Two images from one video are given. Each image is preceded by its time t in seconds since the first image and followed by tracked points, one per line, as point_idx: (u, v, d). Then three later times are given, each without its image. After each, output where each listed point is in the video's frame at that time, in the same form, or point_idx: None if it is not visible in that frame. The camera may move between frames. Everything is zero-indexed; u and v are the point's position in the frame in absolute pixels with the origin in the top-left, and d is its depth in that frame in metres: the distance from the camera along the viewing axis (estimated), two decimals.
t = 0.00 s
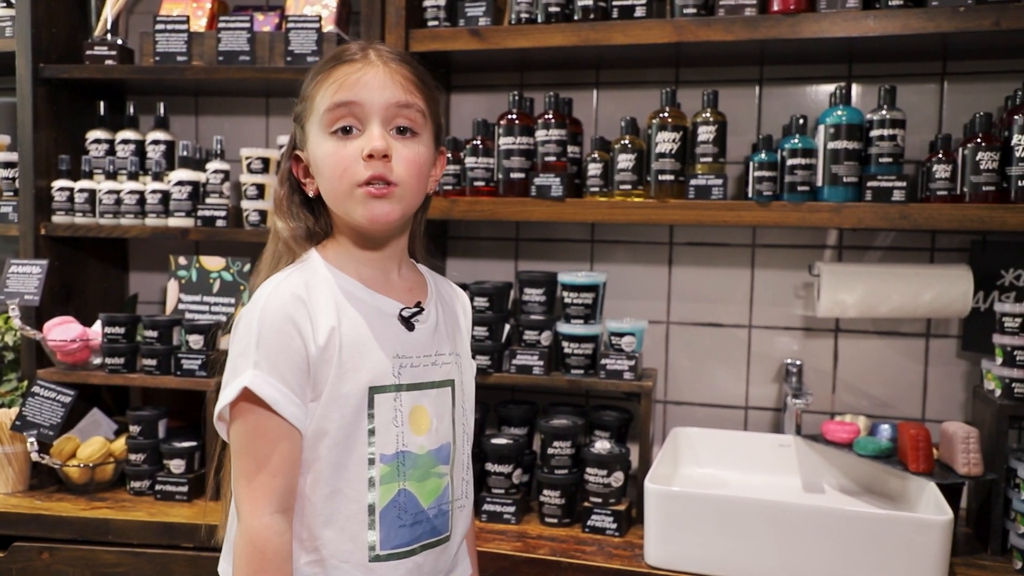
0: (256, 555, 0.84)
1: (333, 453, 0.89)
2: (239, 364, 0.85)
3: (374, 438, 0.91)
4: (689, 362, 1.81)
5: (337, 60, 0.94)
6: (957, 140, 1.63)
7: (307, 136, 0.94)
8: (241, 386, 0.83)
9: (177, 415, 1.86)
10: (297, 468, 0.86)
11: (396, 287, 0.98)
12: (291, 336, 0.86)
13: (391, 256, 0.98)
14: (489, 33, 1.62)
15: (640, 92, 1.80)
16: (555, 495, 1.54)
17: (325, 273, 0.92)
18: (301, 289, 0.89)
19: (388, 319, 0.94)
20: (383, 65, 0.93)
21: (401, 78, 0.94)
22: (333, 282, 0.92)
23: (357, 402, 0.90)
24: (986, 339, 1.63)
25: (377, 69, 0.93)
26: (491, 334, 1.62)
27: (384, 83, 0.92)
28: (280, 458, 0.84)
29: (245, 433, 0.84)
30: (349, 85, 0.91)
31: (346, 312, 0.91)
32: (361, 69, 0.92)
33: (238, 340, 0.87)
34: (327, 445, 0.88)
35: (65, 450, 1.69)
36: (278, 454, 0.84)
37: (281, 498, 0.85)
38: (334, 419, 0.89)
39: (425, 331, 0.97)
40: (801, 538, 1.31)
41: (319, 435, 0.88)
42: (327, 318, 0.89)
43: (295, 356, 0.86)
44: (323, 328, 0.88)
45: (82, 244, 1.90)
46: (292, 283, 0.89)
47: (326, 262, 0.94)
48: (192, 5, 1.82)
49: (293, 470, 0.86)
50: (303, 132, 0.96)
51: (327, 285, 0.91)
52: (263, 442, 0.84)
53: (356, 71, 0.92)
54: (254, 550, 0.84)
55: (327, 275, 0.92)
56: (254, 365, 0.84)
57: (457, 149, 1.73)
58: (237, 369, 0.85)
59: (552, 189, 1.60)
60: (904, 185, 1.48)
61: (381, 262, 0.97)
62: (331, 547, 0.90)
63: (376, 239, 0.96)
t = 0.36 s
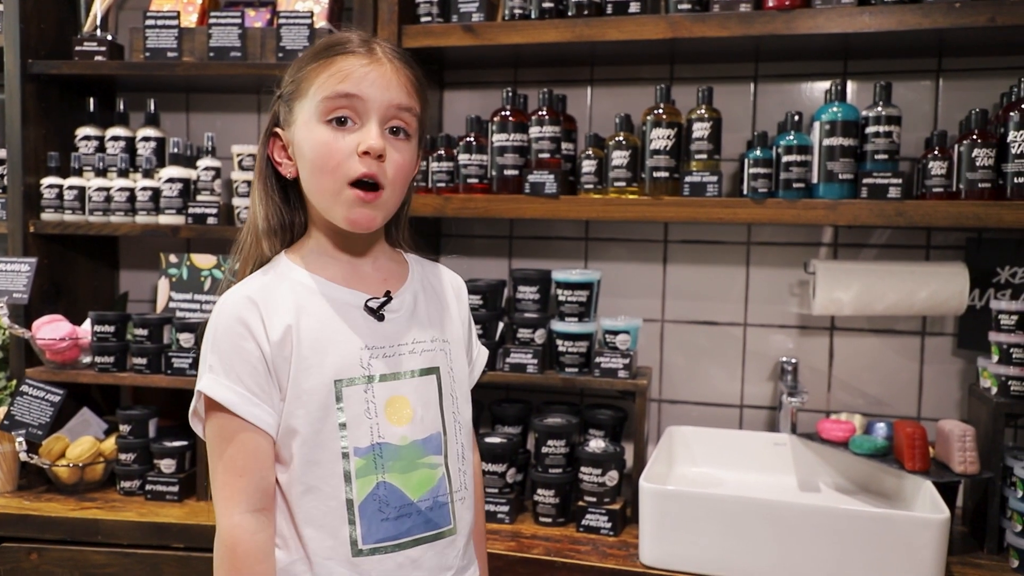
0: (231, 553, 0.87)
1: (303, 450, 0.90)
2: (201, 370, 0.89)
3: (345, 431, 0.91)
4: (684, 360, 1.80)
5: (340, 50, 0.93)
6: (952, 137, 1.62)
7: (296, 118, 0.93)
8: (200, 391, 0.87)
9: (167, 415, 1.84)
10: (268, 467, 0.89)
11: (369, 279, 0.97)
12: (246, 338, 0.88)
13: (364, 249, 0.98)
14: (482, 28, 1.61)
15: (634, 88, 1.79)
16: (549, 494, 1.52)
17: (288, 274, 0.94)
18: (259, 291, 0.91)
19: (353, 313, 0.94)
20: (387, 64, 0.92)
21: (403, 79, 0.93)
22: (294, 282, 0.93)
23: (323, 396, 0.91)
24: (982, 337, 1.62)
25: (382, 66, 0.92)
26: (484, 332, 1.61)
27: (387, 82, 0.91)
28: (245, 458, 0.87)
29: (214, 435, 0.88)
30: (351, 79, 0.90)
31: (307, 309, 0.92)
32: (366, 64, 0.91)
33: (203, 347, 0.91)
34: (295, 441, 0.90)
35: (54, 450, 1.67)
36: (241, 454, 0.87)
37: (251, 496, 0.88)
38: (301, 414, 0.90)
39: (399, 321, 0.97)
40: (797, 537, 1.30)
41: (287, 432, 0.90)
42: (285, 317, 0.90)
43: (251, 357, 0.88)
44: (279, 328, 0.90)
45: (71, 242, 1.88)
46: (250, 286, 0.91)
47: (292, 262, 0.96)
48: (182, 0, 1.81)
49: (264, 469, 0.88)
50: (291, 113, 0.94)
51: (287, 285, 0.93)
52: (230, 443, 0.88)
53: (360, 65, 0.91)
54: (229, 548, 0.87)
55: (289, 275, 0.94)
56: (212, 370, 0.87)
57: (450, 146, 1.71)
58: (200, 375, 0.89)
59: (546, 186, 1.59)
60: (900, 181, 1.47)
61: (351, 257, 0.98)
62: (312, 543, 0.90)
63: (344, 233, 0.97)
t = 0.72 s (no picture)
0: (216, 556, 0.85)
1: (295, 454, 0.88)
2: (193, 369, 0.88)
3: (337, 436, 0.89)
4: (684, 361, 1.78)
5: (334, 45, 0.91)
6: (956, 135, 1.61)
7: (290, 118, 0.91)
8: (191, 391, 0.86)
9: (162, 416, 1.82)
10: (257, 469, 0.87)
11: (367, 280, 0.95)
12: (238, 339, 0.87)
13: (363, 249, 0.96)
14: (481, 25, 1.59)
15: (634, 86, 1.77)
16: (549, 497, 1.51)
17: (283, 273, 0.92)
18: (253, 290, 0.89)
19: (348, 315, 0.92)
20: (382, 58, 0.91)
21: (399, 74, 0.91)
22: (289, 281, 0.92)
23: (316, 400, 0.89)
24: (987, 338, 1.60)
25: (376, 62, 0.90)
26: (483, 333, 1.59)
27: (381, 77, 0.89)
28: (233, 460, 0.86)
29: (203, 436, 0.87)
30: (345, 75, 0.88)
31: (301, 310, 0.90)
32: (360, 59, 0.90)
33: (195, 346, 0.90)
34: (287, 445, 0.88)
35: (48, 453, 1.64)
36: (230, 456, 0.86)
37: (238, 500, 0.86)
38: (293, 418, 0.88)
39: (396, 324, 0.94)
40: (800, 540, 1.28)
41: (278, 435, 0.88)
42: (279, 318, 0.89)
43: (244, 358, 0.87)
44: (273, 329, 0.88)
45: (65, 241, 1.86)
46: (244, 285, 0.90)
47: (290, 263, 0.94)
48: None
49: (253, 472, 0.87)
50: (285, 112, 0.92)
51: (282, 285, 0.91)
52: (219, 445, 0.86)
53: (354, 60, 0.89)
54: (215, 552, 0.85)
55: (283, 275, 0.92)
56: (202, 371, 0.86)
57: (449, 144, 1.69)
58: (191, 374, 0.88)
59: (545, 185, 1.57)
60: (904, 180, 1.45)
61: (349, 258, 0.95)
62: (302, 549, 0.88)
63: (344, 234, 0.94)
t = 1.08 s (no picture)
0: (207, 565, 0.82)
1: (290, 463, 0.86)
2: (185, 372, 0.84)
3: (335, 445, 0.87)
4: (684, 364, 1.77)
5: (325, 52, 0.89)
6: (960, 135, 1.59)
7: (281, 130, 0.89)
8: (182, 396, 0.82)
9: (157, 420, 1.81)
10: (248, 477, 0.85)
11: (362, 288, 0.94)
12: (236, 344, 0.84)
13: (356, 257, 0.95)
14: (479, 24, 1.57)
15: (634, 85, 1.75)
16: (548, 502, 1.49)
17: (279, 277, 0.90)
18: (251, 294, 0.87)
19: (346, 321, 0.90)
20: (374, 66, 0.88)
21: (391, 81, 0.89)
22: (285, 286, 0.89)
23: (313, 408, 0.87)
24: (990, 341, 1.59)
25: (366, 69, 0.88)
26: (481, 335, 1.57)
27: (373, 86, 0.87)
28: (226, 466, 0.83)
29: (192, 442, 0.83)
30: (336, 85, 0.86)
31: (299, 316, 0.88)
32: (351, 68, 0.87)
33: (186, 348, 0.86)
34: (282, 454, 0.86)
35: (41, 457, 1.62)
36: (223, 462, 0.83)
37: (230, 507, 0.83)
38: (289, 426, 0.86)
39: (391, 331, 0.93)
40: (803, 547, 1.26)
41: (273, 444, 0.86)
42: (277, 323, 0.86)
43: (241, 363, 0.84)
44: (271, 334, 0.86)
45: (58, 242, 1.84)
46: (241, 287, 0.87)
47: (286, 266, 0.91)
48: None
49: (244, 479, 0.84)
50: (276, 123, 0.90)
51: (279, 289, 0.89)
52: (210, 452, 0.83)
53: (344, 69, 0.87)
54: (205, 560, 0.82)
55: (279, 278, 0.90)
56: (197, 375, 0.83)
57: (447, 144, 1.67)
58: (183, 378, 0.84)
59: (544, 186, 1.55)
60: (907, 181, 1.43)
61: (343, 265, 0.94)
62: (296, 559, 0.86)
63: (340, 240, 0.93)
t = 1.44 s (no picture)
0: (205, 569, 0.79)
1: (297, 465, 0.84)
2: (193, 368, 0.81)
3: (344, 448, 0.86)
4: (685, 366, 1.75)
5: (298, 41, 0.89)
6: (963, 136, 1.58)
7: (270, 131, 0.88)
8: (189, 394, 0.79)
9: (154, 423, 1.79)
10: (248, 480, 0.82)
11: (374, 287, 0.92)
12: (248, 342, 0.81)
13: (366, 254, 0.93)
14: (477, 24, 1.56)
15: (634, 86, 1.74)
16: (548, 507, 1.47)
17: (293, 273, 0.87)
18: (265, 290, 0.84)
19: (360, 321, 0.88)
20: (344, 45, 0.88)
21: (365, 57, 0.88)
22: (298, 282, 0.86)
23: (324, 410, 0.84)
24: (994, 344, 1.57)
25: (340, 50, 0.87)
26: (480, 338, 1.56)
27: (346, 62, 0.86)
28: (227, 468, 0.80)
29: (195, 443, 0.80)
30: (309, 67, 0.85)
31: (313, 314, 0.85)
32: (321, 49, 0.87)
33: (194, 344, 0.82)
34: (290, 456, 0.83)
35: (36, 461, 1.62)
36: (225, 465, 0.80)
37: (229, 509, 0.81)
38: (299, 428, 0.83)
39: (403, 332, 0.91)
40: (806, 552, 1.25)
41: (281, 446, 0.83)
42: (291, 321, 0.84)
43: (253, 362, 0.81)
44: (285, 332, 0.83)
45: (54, 244, 1.82)
46: (254, 283, 0.84)
47: (298, 262, 0.89)
48: None
49: (244, 482, 0.81)
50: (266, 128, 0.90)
51: (292, 286, 0.86)
52: (211, 453, 0.80)
53: (315, 52, 0.86)
54: (203, 564, 0.80)
55: (292, 275, 0.87)
56: (206, 371, 0.79)
57: (445, 146, 1.66)
58: (190, 374, 0.81)
59: (544, 187, 1.54)
60: (910, 183, 1.42)
61: (354, 262, 0.92)
62: (298, 563, 0.84)
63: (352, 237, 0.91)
